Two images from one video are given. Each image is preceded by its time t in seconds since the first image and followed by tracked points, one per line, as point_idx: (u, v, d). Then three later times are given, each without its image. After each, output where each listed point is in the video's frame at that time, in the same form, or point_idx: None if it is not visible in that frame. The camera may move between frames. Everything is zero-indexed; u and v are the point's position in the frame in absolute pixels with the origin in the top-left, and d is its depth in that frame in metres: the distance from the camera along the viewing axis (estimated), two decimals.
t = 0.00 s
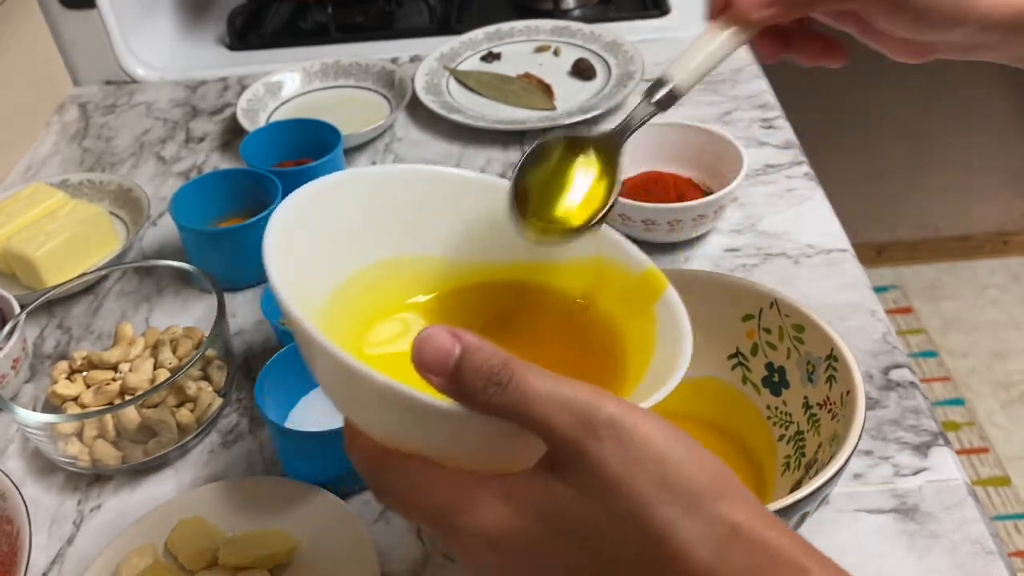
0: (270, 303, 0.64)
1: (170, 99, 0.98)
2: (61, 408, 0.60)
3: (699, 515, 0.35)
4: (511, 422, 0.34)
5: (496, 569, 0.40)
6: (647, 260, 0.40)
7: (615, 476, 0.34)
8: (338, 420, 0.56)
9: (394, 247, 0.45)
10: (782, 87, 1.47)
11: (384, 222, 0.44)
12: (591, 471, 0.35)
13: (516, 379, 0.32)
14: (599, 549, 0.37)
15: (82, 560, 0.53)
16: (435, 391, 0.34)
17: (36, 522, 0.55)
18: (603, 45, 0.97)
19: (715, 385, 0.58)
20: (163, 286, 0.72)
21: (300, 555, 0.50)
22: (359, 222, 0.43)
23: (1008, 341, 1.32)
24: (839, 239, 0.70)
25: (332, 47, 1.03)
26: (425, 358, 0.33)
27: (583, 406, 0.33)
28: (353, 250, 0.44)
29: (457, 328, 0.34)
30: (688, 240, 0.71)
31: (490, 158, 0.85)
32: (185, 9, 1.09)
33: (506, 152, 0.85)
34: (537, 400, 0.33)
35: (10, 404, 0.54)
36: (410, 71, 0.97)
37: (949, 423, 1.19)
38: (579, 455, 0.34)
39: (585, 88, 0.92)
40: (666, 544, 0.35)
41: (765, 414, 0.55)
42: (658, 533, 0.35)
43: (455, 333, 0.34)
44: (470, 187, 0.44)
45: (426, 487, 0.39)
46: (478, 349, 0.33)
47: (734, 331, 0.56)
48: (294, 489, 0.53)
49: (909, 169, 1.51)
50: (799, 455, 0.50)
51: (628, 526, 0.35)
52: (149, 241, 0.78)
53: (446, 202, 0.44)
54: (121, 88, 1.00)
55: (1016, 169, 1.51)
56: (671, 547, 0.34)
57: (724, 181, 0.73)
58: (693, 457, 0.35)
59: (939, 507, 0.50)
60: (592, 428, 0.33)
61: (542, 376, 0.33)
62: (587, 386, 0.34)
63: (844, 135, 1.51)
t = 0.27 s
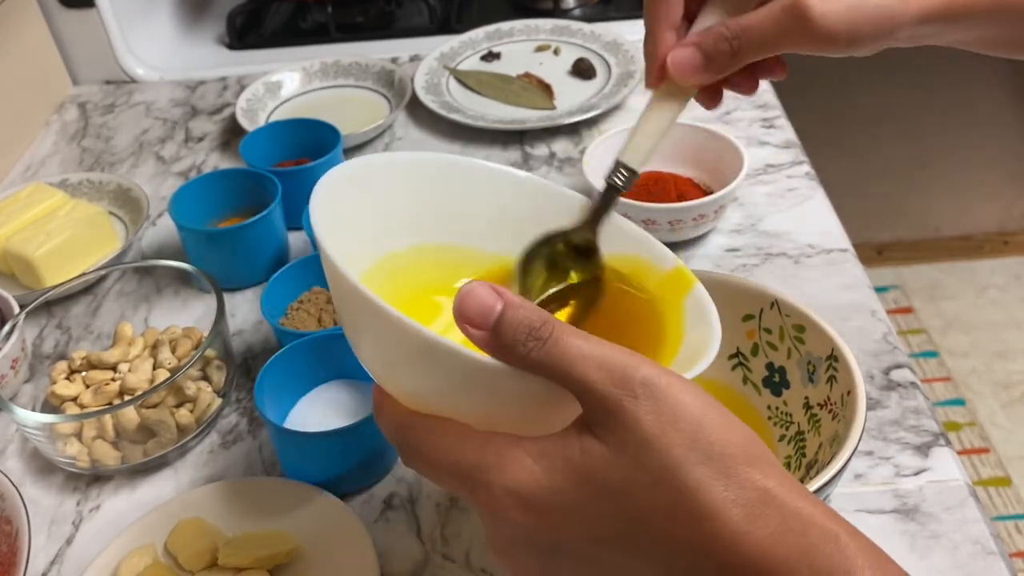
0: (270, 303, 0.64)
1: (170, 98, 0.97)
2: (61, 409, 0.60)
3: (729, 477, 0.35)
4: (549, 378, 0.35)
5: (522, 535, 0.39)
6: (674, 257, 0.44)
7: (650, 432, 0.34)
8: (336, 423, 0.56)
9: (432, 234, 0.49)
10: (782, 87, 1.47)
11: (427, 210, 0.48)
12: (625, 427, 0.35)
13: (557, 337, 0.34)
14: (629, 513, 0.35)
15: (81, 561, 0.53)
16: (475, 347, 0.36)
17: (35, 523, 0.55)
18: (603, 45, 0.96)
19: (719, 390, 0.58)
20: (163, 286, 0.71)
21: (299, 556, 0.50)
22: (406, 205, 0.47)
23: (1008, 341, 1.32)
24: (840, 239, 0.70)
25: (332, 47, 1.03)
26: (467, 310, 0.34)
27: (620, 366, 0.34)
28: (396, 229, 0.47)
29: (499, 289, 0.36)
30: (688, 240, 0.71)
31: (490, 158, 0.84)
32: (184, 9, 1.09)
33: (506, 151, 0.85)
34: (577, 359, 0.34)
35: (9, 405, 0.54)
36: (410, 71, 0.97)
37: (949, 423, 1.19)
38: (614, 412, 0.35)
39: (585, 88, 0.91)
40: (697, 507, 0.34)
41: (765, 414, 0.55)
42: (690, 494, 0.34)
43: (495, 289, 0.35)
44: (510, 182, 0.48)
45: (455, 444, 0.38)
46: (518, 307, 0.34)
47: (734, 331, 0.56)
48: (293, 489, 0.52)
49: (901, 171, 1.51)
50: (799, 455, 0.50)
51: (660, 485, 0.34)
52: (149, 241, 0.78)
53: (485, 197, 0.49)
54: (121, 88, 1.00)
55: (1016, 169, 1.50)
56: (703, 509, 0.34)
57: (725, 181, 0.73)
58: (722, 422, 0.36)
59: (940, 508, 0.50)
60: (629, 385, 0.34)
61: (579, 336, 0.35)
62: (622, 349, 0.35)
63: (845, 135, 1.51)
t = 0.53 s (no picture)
0: (269, 303, 0.64)
1: (169, 98, 0.97)
2: (60, 409, 0.60)
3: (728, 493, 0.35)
4: (551, 397, 0.34)
5: (523, 547, 0.39)
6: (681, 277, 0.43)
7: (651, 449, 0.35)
8: (337, 423, 0.56)
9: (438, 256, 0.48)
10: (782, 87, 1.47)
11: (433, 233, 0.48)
12: (626, 446, 0.35)
13: (559, 355, 0.34)
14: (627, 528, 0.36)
15: (80, 561, 0.53)
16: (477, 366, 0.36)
17: (35, 522, 0.55)
18: (603, 45, 0.96)
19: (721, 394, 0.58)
20: (163, 286, 0.71)
21: (300, 556, 0.50)
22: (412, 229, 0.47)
23: (1008, 341, 1.32)
24: (840, 239, 0.70)
25: (332, 47, 1.03)
26: (469, 327, 0.34)
27: (623, 384, 0.34)
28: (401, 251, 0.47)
29: (500, 305, 0.36)
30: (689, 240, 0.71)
31: (490, 158, 0.84)
32: (184, 9, 1.09)
33: (506, 152, 0.85)
34: (579, 378, 0.34)
35: (9, 405, 0.54)
36: (410, 71, 0.97)
37: (949, 423, 1.19)
38: (616, 430, 0.35)
39: (585, 88, 0.91)
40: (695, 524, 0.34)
41: (765, 414, 0.55)
42: (690, 512, 0.34)
43: (498, 307, 0.35)
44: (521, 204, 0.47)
45: (457, 456, 0.38)
46: (520, 325, 0.34)
47: (734, 331, 0.56)
48: (293, 489, 0.53)
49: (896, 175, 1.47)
50: (799, 455, 0.50)
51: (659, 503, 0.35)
52: (149, 240, 0.78)
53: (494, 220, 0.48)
54: (121, 88, 1.00)
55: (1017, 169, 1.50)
56: (703, 526, 0.34)
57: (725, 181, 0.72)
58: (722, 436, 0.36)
59: (940, 508, 0.50)
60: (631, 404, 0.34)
61: (582, 354, 0.34)
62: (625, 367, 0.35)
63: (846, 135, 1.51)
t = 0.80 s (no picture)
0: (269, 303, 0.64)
1: (169, 98, 0.97)
2: (60, 409, 0.60)
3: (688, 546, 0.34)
4: (490, 487, 0.34)
5: None
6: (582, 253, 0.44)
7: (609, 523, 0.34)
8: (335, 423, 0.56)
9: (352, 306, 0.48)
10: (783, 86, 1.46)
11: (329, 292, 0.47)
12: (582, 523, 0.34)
13: (484, 447, 0.33)
14: None
15: (80, 561, 0.53)
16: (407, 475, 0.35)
17: (36, 522, 0.55)
18: (603, 45, 0.96)
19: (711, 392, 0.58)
20: (163, 285, 0.71)
21: (298, 557, 0.50)
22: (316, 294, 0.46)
23: (1009, 341, 1.32)
24: (840, 239, 0.70)
25: (332, 47, 1.03)
26: (391, 437, 0.34)
27: (558, 458, 0.33)
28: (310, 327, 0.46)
29: (420, 406, 0.35)
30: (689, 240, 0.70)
31: (490, 158, 0.84)
32: (184, 9, 1.09)
33: (506, 151, 0.85)
34: (507, 461, 0.33)
35: (9, 404, 0.54)
36: (410, 71, 0.97)
37: (950, 423, 1.19)
38: (565, 508, 0.34)
39: (585, 88, 0.91)
40: None
41: (765, 414, 0.55)
42: (649, 569, 0.33)
43: (415, 411, 0.35)
44: (429, 220, 0.47)
45: (410, 548, 0.37)
46: (440, 426, 0.34)
47: (734, 331, 0.56)
48: (292, 489, 0.53)
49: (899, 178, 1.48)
50: (799, 456, 0.50)
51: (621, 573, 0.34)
52: (149, 240, 0.78)
53: (399, 243, 0.47)
54: (121, 88, 1.00)
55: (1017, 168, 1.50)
56: None
57: (725, 181, 0.72)
58: (679, 485, 0.34)
59: (940, 508, 0.50)
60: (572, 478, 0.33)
61: (508, 436, 0.34)
62: (552, 437, 0.34)
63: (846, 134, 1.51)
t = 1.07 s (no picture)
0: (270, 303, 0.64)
1: (170, 99, 0.98)
2: (61, 408, 0.60)
3: None
4: (424, 561, 0.33)
5: None
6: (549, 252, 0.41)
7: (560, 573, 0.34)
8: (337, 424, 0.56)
9: (302, 325, 0.47)
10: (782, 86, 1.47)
11: (261, 322, 0.45)
12: None
13: (415, 519, 0.32)
14: None
15: (81, 560, 0.53)
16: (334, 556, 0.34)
17: (37, 522, 0.56)
18: (603, 45, 0.97)
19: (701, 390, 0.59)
20: (163, 286, 0.72)
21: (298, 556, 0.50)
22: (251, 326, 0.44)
23: (1008, 341, 1.33)
24: (839, 239, 0.71)
25: (332, 48, 1.03)
26: (316, 522, 0.32)
27: (491, 523, 0.33)
28: (243, 361, 0.44)
29: (340, 482, 0.34)
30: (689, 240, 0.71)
31: (490, 158, 0.85)
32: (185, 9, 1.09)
33: (506, 152, 0.85)
34: (444, 529, 0.32)
35: (10, 404, 0.55)
36: (410, 71, 0.97)
37: (949, 423, 1.19)
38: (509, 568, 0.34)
39: (585, 88, 0.92)
40: None
41: (766, 413, 0.55)
42: None
43: (336, 490, 0.33)
44: (345, 234, 0.44)
45: None
46: (366, 503, 0.32)
47: (733, 331, 0.56)
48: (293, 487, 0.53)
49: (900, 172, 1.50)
50: (799, 455, 0.50)
51: None
52: (149, 241, 0.78)
53: (319, 263, 0.45)
54: (121, 89, 1.00)
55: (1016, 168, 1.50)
56: None
57: (725, 181, 0.73)
58: (632, 520, 0.35)
59: (939, 507, 0.50)
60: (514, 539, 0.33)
61: (439, 501, 0.33)
62: (487, 497, 0.33)
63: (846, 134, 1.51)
